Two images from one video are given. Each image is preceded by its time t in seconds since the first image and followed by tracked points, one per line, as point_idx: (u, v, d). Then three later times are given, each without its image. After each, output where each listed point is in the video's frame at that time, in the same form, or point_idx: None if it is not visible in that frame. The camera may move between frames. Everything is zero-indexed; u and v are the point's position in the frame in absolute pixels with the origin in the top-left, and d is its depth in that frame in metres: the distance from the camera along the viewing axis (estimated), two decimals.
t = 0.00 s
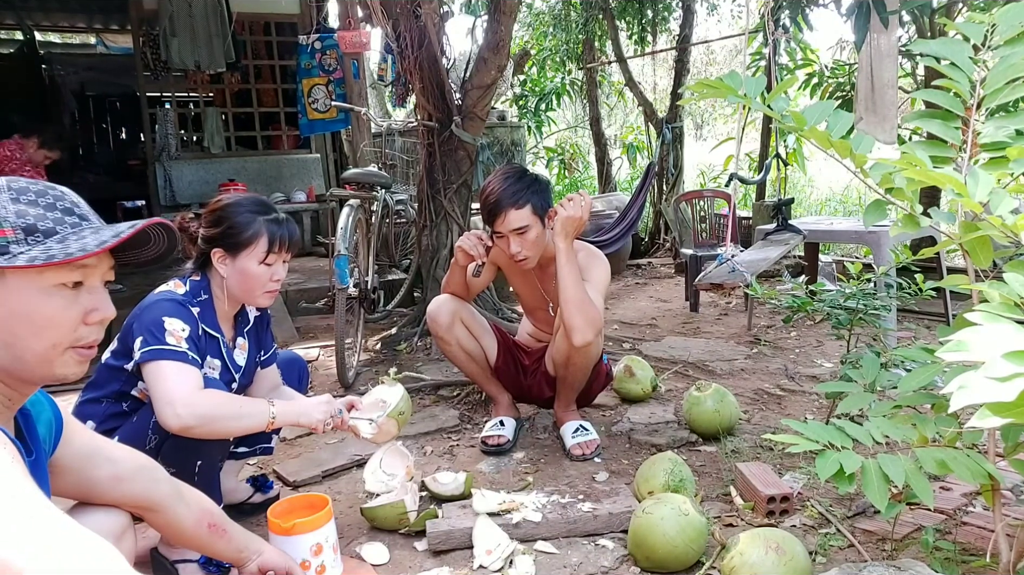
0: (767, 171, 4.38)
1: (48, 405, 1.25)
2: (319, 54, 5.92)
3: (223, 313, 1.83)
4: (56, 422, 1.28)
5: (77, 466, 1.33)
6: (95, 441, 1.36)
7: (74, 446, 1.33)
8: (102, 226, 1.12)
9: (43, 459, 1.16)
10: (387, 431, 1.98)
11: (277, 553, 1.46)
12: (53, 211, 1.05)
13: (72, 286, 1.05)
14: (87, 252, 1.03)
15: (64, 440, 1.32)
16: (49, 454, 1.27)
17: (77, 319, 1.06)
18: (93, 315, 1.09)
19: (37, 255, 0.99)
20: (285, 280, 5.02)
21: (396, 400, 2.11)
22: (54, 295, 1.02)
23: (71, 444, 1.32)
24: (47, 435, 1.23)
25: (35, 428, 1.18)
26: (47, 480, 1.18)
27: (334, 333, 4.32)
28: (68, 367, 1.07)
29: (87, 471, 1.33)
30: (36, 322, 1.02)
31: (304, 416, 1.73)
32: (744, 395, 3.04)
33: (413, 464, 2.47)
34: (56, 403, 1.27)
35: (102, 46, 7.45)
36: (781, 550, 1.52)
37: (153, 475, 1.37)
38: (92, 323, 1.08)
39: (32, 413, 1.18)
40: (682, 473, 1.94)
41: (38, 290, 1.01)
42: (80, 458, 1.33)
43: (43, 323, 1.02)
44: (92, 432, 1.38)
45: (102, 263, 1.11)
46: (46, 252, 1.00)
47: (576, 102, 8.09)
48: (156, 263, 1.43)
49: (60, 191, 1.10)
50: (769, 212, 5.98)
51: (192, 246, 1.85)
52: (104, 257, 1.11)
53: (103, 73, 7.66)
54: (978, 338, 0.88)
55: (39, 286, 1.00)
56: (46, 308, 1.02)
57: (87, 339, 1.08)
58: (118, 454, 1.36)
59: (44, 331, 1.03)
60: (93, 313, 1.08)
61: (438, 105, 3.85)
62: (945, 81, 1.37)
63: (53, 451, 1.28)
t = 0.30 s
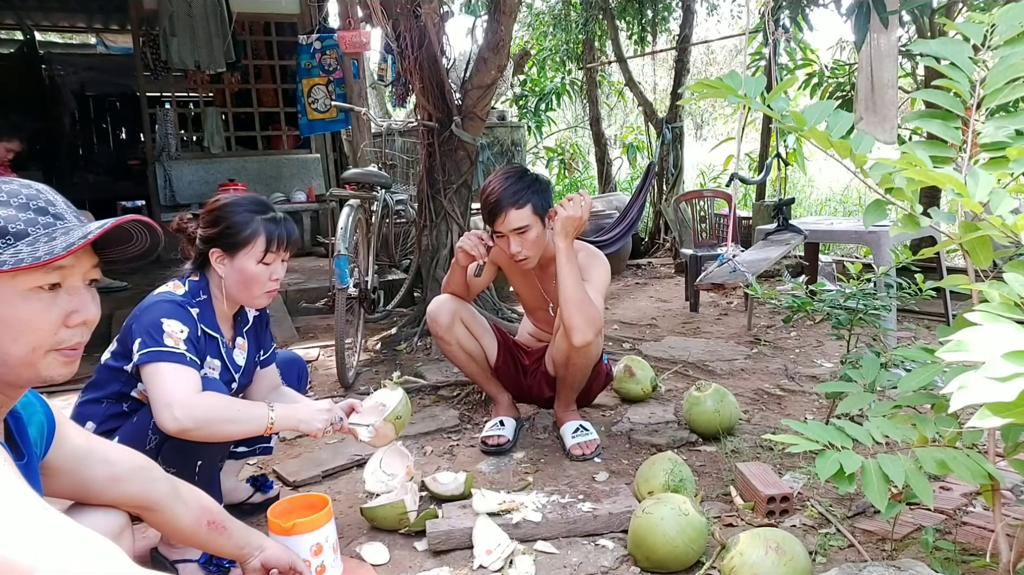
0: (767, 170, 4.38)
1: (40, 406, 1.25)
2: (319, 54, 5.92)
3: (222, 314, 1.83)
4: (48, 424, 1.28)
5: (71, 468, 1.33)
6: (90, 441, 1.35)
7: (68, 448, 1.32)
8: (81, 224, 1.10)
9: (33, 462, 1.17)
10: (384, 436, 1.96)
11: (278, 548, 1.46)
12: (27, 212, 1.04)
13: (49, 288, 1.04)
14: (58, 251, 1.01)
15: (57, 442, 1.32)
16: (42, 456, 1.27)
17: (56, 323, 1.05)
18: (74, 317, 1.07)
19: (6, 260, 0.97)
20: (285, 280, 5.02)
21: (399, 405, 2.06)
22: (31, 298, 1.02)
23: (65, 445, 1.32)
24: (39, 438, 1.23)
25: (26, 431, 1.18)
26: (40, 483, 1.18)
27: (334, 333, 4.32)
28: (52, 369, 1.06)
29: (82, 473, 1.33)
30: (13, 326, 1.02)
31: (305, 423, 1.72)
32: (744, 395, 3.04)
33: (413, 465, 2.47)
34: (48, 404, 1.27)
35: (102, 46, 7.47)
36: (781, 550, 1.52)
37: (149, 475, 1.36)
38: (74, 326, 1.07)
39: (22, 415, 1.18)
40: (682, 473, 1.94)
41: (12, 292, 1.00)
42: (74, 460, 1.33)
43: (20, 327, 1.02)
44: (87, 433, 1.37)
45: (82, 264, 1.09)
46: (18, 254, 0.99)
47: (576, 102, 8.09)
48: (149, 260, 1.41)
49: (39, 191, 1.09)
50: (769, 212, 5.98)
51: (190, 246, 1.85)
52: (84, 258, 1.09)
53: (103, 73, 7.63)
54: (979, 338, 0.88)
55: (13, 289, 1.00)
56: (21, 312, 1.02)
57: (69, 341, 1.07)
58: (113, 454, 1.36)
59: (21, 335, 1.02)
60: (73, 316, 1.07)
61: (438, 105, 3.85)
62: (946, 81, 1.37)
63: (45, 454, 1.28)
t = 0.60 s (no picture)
0: (767, 170, 4.37)
1: (27, 408, 1.26)
2: (319, 54, 5.93)
3: (221, 313, 1.84)
4: (36, 425, 1.28)
5: (60, 466, 1.34)
6: (80, 441, 1.36)
7: (55, 449, 1.33)
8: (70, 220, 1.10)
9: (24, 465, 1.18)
10: (382, 435, 1.96)
11: (277, 536, 1.44)
12: (16, 209, 1.03)
13: (40, 285, 1.04)
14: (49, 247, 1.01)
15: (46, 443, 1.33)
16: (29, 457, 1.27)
17: (49, 319, 1.04)
18: (66, 313, 1.07)
19: None
20: (285, 280, 5.02)
21: (397, 403, 2.04)
22: (23, 294, 1.02)
23: (54, 444, 1.33)
24: (28, 439, 1.24)
25: (14, 432, 1.18)
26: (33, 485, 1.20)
27: (334, 333, 4.33)
28: (47, 366, 1.05)
29: (73, 472, 1.34)
30: (6, 324, 1.01)
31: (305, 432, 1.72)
32: (744, 395, 3.04)
33: (413, 465, 2.47)
34: (35, 408, 1.28)
35: (102, 46, 7.50)
36: (781, 550, 1.52)
37: (140, 471, 1.36)
38: (68, 321, 1.07)
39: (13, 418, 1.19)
40: (682, 473, 1.94)
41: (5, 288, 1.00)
42: (64, 458, 1.34)
43: (12, 323, 1.01)
44: (77, 433, 1.38)
45: (72, 260, 1.09)
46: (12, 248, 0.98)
47: (576, 102, 8.09)
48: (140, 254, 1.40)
49: (26, 189, 1.08)
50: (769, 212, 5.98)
51: (190, 246, 1.85)
52: (74, 255, 1.10)
53: (103, 74, 7.64)
54: (978, 338, 0.88)
55: (5, 287, 1.00)
56: (14, 308, 1.01)
57: (63, 337, 1.06)
58: (103, 452, 1.36)
59: (14, 332, 1.01)
60: (66, 311, 1.07)
61: (438, 105, 3.85)
62: (945, 82, 1.37)
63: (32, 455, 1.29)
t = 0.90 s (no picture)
0: (766, 170, 4.37)
1: (25, 406, 1.25)
2: (319, 54, 5.93)
3: (222, 314, 1.84)
4: (34, 423, 1.28)
5: (58, 465, 1.33)
6: (78, 440, 1.36)
7: (53, 448, 1.33)
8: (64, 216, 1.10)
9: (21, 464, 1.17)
10: (381, 433, 1.94)
11: (274, 537, 1.45)
12: (8, 205, 1.03)
13: (33, 280, 1.04)
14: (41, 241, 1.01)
15: (44, 442, 1.33)
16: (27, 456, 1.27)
17: (42, 314, 1.04)
18: (60, 307, 1.07)
19: None
20: (285, 280, 5.02)
21: (394, 399, 2.03)
22: (16, 290, 1.02)
23: (51, 444, 1.33)
24: (27, 437, 1.23)
25: (12, 429, 1.17)
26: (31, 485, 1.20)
27: (334, 333, 4.32)
28: (40, 362, 1.05)
29: (70, 471, 1.34)
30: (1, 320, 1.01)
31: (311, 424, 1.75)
32: (744, 395, 3.04)
33: (413, 465, 2.47)
34: (33, 405, 1.27)
35: (102, 46, 7.51)
36: (780, 550, 1.51)
37: (138, 470, 1.36)
38: (61, 316, 1.07)
39: (10, 414, 1.18)
40: (681, 473, 1.94)
41: None
42: (61, 458, 1.33)
43: (6, 319, 1.01)
44: (74, 432, 1.38)
45: (66, 256, 1.09)
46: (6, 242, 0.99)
47: (576, 102, 8.09)
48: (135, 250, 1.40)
49: (19, 186, 1.09)
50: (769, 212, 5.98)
51: (190, 246, 1.85)
52: (66, 250, 1.09)
53: (103, 73, 7.74)
54: (978, 338, 0.88)
55: None
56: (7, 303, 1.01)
57: (56, 332, 1.06)
58: (101, 451, 1.36)
59: (8, 328, 1.01)
60: (60, 306, 1.07)
61: (438, 105, 3.85)
62: (945, 82, 1.37)
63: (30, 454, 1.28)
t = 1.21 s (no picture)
0: (766, 170, 4.37)
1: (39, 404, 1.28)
2: (319, 55, 5.94)
3: (222, 314, 1.84)
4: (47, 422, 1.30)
5: (67, 466, 1.34)
6: (88, 441, 1.37)
7: (62, 448, 1.34)
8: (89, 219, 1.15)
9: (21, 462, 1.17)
10: (382, 435, 1.94)
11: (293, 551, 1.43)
12: (44, 207, 1.07)
13: (66, 277, 1.07)
14: (78, 246, 1.05)
15: (55, 442, 1.33)
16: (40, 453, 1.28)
17: (71, 310, 1.08)
18: (85, 304, 1.11)
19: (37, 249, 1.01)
20: (285, 280, 5.02)
21: (393, 401, 2.02)
22: (52, 286, 1.05)
23: (61, 443, 1.34)
24: (39, 434, 1.25)
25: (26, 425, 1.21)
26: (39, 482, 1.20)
27: (334, 333, 4.33)
28: (61, 356, 1.10)
29: (79, 472, 1.34)
30: (36, 313, 1.04)
31: (308, 424, 1.75)
32: (744, 395, 3.04)
33: (413, 465, 2.47)
34: (48, 404, 1.30)
35: (102, 46, 7.50)
36: (780, 550, 1.52)
37: (147, 476, 1.36)
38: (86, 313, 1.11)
39: (22, 410, 1.21)
40: (682, 473, 1.94)
41: (34, 280, 1.03)
42: (71, 458, 1.34)
43: (37, 314, 1.04)
44: (84, 432, 1.38)
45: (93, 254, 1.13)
46: (47, 243, 1.03)
47: (576, 102, 8.09)
48: (143, 249, 1.45)
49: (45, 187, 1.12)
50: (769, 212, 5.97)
51: (191, 247, 1.85)
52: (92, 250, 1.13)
53: (104, 73, 7.73)
54: (978, 338, 0.88)
55: (37, 278, 1.03)
56: (42, 299, 1.04)
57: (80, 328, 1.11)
58: (109, 453, 1.36)
59: (42, 321, 1.05)
60: (85, 304, 1.10)
61: (438, 105, 3.85)
62: (945, 82, 1.37)
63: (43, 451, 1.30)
